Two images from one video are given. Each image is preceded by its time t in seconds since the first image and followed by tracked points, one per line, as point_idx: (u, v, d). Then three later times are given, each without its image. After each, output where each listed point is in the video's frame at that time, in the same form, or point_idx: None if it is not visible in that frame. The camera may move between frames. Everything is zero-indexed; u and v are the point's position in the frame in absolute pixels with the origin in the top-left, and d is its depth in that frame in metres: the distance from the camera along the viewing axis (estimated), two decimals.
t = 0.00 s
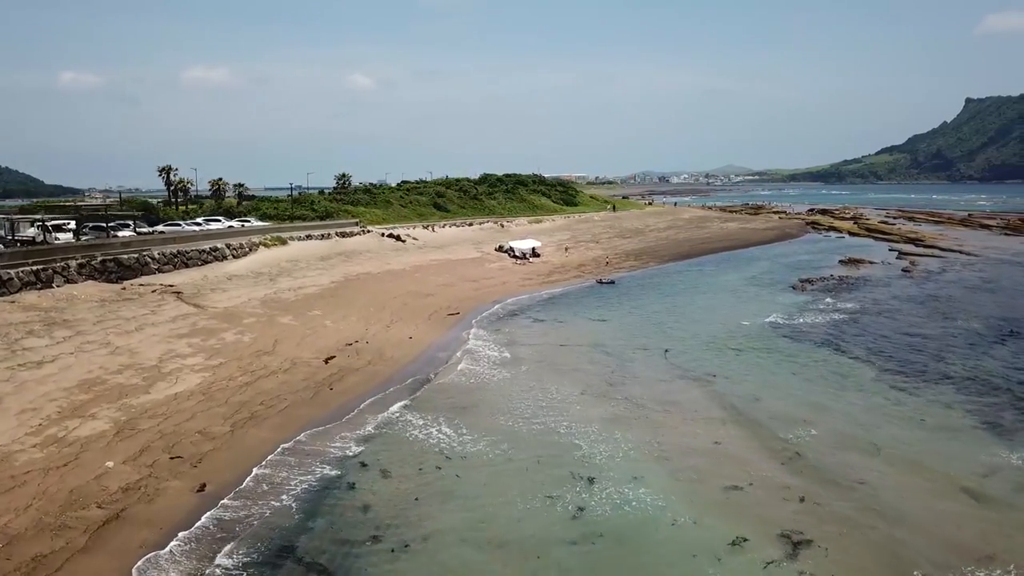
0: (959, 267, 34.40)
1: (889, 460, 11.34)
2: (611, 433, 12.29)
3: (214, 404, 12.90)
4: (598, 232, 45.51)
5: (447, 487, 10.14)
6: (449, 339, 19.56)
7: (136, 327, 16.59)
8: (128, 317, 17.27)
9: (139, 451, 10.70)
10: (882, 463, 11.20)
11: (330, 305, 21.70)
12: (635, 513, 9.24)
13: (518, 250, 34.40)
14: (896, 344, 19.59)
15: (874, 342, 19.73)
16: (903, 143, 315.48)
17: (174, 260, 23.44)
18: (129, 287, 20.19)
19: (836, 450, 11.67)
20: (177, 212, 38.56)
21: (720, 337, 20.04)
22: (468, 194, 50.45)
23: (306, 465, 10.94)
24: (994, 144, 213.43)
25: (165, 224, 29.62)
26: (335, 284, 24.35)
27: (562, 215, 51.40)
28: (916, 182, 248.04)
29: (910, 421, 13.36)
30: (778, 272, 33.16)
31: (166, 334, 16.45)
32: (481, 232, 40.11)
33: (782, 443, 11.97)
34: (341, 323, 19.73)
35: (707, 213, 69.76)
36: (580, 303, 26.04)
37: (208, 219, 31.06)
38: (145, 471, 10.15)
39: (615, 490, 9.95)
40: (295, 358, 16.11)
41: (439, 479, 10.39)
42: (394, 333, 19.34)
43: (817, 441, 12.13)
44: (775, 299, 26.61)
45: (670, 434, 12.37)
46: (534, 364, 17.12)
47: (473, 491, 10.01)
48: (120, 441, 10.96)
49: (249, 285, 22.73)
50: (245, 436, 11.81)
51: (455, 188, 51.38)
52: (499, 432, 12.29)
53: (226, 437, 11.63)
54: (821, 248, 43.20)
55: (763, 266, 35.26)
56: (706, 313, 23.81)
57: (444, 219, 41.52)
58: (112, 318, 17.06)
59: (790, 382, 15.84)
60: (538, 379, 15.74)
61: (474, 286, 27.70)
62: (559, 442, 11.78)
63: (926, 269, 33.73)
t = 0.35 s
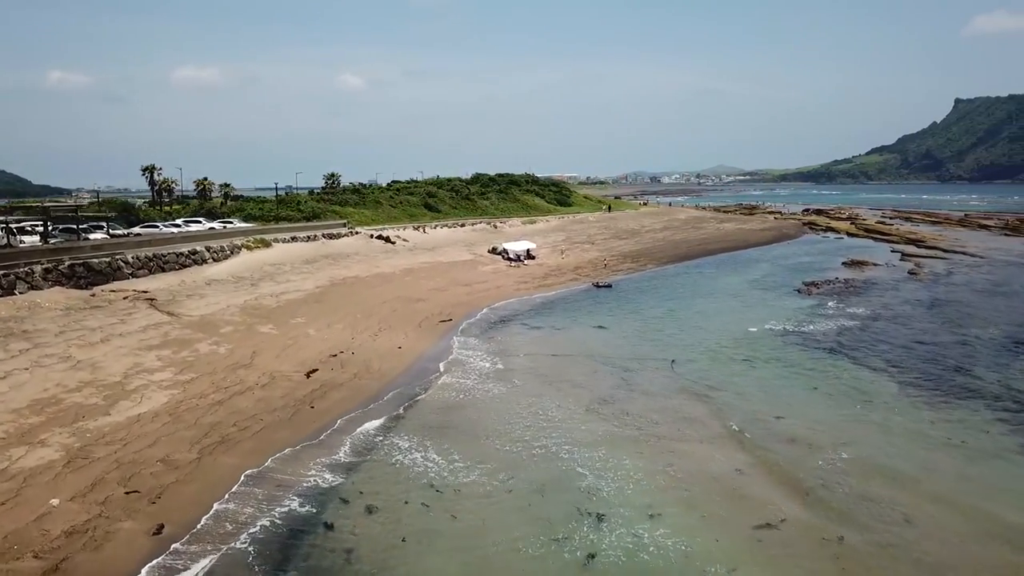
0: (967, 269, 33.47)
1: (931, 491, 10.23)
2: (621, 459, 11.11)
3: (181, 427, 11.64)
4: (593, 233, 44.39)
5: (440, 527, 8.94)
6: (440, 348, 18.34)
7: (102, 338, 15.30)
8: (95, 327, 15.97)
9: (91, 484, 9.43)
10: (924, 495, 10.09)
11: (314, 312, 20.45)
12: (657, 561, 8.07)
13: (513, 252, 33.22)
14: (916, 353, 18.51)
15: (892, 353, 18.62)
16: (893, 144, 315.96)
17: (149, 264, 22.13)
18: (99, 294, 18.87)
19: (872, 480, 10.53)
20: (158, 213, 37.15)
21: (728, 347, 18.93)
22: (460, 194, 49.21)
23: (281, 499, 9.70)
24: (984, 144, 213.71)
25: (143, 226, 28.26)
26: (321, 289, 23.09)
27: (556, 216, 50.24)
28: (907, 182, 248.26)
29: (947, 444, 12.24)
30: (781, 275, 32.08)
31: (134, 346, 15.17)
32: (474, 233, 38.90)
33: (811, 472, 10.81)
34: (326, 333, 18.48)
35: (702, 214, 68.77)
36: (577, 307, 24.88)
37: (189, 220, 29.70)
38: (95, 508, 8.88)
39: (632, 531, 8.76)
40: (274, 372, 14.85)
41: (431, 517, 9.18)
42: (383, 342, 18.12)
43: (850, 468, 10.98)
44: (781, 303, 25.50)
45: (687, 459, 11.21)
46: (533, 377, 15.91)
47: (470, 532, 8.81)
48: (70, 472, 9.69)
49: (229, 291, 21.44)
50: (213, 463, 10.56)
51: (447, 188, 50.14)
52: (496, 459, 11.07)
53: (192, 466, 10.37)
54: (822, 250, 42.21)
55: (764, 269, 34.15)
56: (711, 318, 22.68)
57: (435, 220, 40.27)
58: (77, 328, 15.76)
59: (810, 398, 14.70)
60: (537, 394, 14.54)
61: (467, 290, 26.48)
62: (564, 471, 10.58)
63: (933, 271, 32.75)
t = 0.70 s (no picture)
0: (977, 271, 32.45)
1: (986, 532, 9.10)
2: (636, 492, 9.91)
3: (143, 456, 10.40)
4: (591, 235, 43.26)
5: None
6: (433, 359, 17.13)
7: (65, 352, 14.02)
8: (57, 340, 14.67)
9: (32, 529, 8.18)
10: (980, 538, 8.94)
11: (298, 320, 19.21)
12: None
13: (509, 255, 32.03)
14: (941, 365, 17.39)
15: (915, 364, 17.51)
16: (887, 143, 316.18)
17: (124, 269, 20.84)
18: (67, 302, 17.56)
19: (921, 519, 9.39)
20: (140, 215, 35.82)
21: (740, 358, 17.77)
22: (454, 194, 47.96)
23: (249, 543, 8.48)
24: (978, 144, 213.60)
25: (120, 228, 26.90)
26: (307, 296, 21.85)
27: (552, 217, 49.05)
28: (901, 182, 248.17)
29: (992, 472, 11.12)
30: (787, 278, 30.96)
31: (100, 360, 13.91)
32: (468, 234, 37.69)
33: (850, 509, 9.65)
34: (311, 343, 17.25)
35: (699, 214, 67.79)
36: (577, 313, 23.70)
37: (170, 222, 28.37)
38: (33, 560, 7.63)
39: None
40: (251, 388, 13.62)
41: (422, 568, 7.97)
42: (371, 354, 16.90)
43: (893, 503, 9.84)
44: (791, 307, 24.37)
45: (710, 492, 10.05)
46: (533, 392, 14.71)
47: None
48: (8, 514, 8.43)
49: (209, 298, 20.18)
50: (176, 500, 9.33)
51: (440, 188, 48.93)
52: (496, 491, 9.88)
53: (152, 504, 9.14)
54: (826, 251, 41.17)
55: (768, 272, 33.02)
56: (718, 324, 21.52)
57: (428, 221, 39.03)
58: (38, 340, 14.47)
59: (835, 417, 13.56)
60: (538, 412, 13.34)
61: (461, 295, 25.26)
62: (573, 507, 9.40)
63: (944, 273, 31.70)
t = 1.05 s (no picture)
0: (992, 274, 31.37)
1: None
2: (657, 535, 8.73)
3: (98, 491, 9.17)
4: (591, 236, 42.11)
5: None
6: (428, 373, 15.91)
7: (24, 368, 12.77)
8: (17, 354, 13.42)
9: None
10: None
11: (283, 330, 17.97)
12: None
13: (507, 257, 30.84)
14: (971, 377, 16.24)
15: (944, 376, 16.36)
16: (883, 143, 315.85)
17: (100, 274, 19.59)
18: (34, 310, 16.30)
19: (985, 569, 8.23)
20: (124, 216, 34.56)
21: (757, 371, 16.59)
22: (450, 194, 46.73)
23: None
24: (975, 143, 213.11)
25: (99, 230, 25.59)
26: (295, 303, 20.63)
27: (550, 218, 47.85)
28: (897, 182, 247.65)
29: None
30: (796, 281, 29.82)
31: (62, 378, 12.66)
32: (465, 236, 36.51)
33: (899, 556, 8.48)
34: (296, 356, 16.04)
35: (699, 215, 66.71)
36: (580, 319, 22.52)
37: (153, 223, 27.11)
38: None
39: None
40: (228, 408, 12.41)
41: None
42: (361, 367, 15.71)
43: (947, 549, 8.68)
44: (804, 313, 23.21)
45: (743, 534, 8.86)
46: (536, 411, 13.51)
47: None
48: None
49: (189, 306, 18.91)
50: (130, 547, 8.11)
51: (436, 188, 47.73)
52: (498, 534, 8.70)
53: (102, 552, 7.93)
54: (832, 253, 40.08)
55: (775, 275, 31.85)
56: (730, 332, 20.34)
57: (423, 222, 37.80)
58: None
59: (869, 441, 12.37)
60: (544, 434, 12.14)
61: (458, 301, 24.03)
62: (588, 555, 8.21)
63: (958, 277, 30.60)
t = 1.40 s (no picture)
0: (1011, 277, 30.27)
1: None
2: None
3: (44, 537, 7.98)
4: (595, 237, 40.96)
5: None
6: (425, 387, 14.75)
7: None
8: None
9: None
10: None
11: (271, 340, 16.79)
12: None
13: (509, 260, 29.68)
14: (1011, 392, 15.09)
15: (981, 391, 15.21)
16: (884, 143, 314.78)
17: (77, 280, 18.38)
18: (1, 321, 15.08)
19: None
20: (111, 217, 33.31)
21: (779, 386, 15.41)
22: (450, 194, 45.51)
23: None
24: (977, 143, 212.15)
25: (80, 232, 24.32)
26: (285, 310, 19.45)
27: (553, 218, 46.66)
28: (899, 181, 246.56)
29: None
30: (810, 285, 28.65)
31: (21, 399, 11.44)
32: (465, 238, 35.35)
33: None
34: (284, 370, 14.86)
35: (703, 215, 65.57)
36: (587, 326, 21.34)
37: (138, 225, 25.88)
38: None
39: None
40: (204, 431, 11.24)
41: None
42: (353, 382, 14.53)
43: None
44: (823, 319, 22.04)
45: None
46: (543, 432, 12.34)
47: None
48: None
49: (171, 314, 17.71)
50: None
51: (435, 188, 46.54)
52: None
53: None
54: (843, 255, 38.96)
55: (788, 279, 30.68)
56: (747, 341, 19.15)
57: (422, 223, 36.61)
58: None
59: (913, 469, 11.20)
60: (552, 462, 10.97)
61: (458, 306, 22.86)
62: None
63: (977, 279, 29.48)
